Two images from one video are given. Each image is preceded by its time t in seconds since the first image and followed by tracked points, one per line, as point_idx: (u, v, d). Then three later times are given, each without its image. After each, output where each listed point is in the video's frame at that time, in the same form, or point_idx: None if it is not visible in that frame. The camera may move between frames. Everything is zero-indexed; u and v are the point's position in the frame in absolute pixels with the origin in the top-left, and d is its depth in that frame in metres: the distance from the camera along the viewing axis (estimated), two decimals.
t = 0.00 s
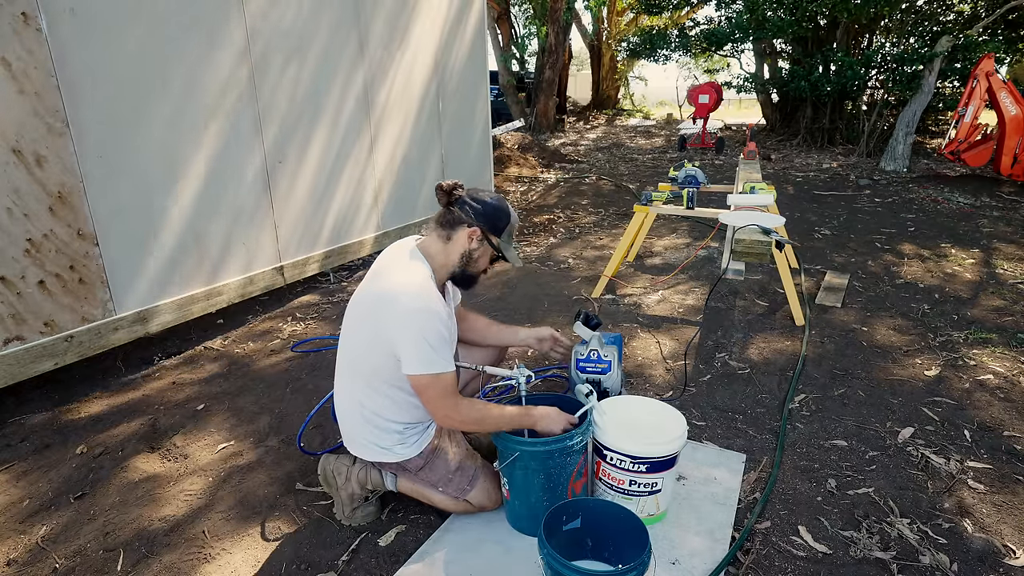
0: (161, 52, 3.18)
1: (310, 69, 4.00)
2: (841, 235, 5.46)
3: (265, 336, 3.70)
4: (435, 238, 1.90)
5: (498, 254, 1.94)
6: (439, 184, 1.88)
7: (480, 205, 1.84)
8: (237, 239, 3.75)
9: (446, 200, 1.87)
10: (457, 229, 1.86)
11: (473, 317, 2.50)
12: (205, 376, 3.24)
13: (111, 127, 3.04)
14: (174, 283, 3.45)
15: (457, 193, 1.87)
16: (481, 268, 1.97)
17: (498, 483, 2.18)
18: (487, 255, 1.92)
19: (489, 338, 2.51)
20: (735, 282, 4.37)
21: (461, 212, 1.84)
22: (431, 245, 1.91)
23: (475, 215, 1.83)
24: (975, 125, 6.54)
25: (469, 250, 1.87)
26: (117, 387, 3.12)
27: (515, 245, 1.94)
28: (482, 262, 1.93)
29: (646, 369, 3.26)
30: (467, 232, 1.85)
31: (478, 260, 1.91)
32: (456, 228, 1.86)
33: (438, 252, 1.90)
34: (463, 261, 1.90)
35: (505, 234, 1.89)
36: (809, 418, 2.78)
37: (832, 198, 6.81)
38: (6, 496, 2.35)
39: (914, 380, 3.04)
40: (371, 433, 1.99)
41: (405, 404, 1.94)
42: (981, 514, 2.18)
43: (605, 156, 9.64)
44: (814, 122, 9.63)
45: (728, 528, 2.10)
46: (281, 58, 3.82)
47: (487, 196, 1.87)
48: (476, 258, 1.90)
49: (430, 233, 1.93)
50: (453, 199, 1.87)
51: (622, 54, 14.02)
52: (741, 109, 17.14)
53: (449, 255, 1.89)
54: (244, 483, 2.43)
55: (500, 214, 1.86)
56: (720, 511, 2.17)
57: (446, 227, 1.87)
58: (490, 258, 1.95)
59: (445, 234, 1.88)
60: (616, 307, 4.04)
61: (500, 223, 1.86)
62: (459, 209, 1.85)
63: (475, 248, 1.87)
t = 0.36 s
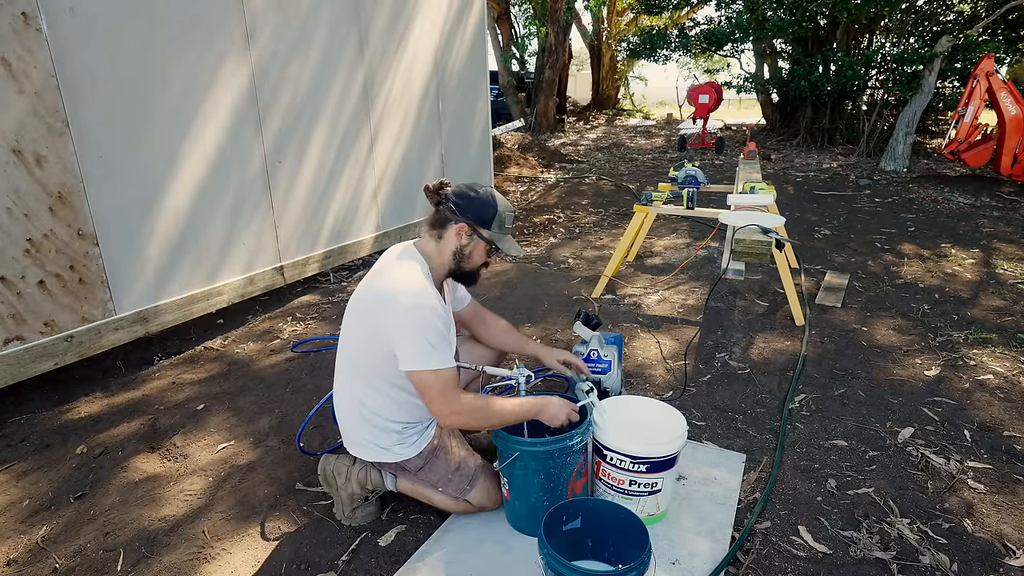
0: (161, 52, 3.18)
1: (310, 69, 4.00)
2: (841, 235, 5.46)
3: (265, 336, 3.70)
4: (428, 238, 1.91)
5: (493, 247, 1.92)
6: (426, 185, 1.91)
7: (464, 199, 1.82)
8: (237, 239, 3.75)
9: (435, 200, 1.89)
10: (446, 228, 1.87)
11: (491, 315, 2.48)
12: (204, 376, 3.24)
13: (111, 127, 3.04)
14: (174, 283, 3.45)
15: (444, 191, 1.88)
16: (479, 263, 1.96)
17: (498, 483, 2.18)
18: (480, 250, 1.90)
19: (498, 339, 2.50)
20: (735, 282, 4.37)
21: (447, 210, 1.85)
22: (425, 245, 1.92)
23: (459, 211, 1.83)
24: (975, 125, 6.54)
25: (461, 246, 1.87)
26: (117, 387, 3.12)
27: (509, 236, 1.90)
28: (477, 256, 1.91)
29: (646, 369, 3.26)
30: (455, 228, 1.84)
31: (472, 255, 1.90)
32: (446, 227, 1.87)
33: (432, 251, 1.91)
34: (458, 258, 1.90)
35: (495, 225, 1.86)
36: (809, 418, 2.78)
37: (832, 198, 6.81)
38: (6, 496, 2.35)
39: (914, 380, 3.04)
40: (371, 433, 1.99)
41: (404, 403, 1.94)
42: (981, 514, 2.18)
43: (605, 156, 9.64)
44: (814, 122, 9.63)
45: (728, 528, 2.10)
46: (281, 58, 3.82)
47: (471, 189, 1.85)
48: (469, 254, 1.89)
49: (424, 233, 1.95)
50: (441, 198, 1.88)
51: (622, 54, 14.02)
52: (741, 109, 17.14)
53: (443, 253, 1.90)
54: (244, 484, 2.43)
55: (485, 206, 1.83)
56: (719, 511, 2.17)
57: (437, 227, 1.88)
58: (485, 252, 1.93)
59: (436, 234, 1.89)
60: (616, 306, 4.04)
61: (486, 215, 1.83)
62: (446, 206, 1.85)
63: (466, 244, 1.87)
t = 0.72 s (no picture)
0: (162, 51, 3.18)
1: (310, 69, 4.00)
2: (841, 235, 5.46)
3: (265, 336, 3.70)
4: (433, 235, 1.92)
5: (496, 247, 1.92)
6: (434, 184, 1.93)
7: (470, 198, 1.83)
8: (238, 239, 3.75)
9: (442, 198, 1.90)
10: (451, 225, 1.88)
11: (501, 317, 2.48)
12: (204, 376, 3.24)
13: (111, 126, 3.03)
14: (174, 283, 3.45)
15: (452, 191, 1.90)
16: (482, 263, 1.96)
17: (498, 483, 2.18)
18: (484, 249, 1.90)
19: (503, 340, 2.50)
20: (735, 282, 4.37)
21: (452, 209, 1.86)
22: (432, 242, 1.93)
23: (464, 209, 1.84)
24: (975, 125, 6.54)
25: (464, 244, 1.87)
26: (117, 387, 3.12)
27: (513, 236, 1.90)
28: (480, 255, 1.91)
29: (646, 369, 3.26)
30: (460, 226, 1.85)
31: (475, 253, 1.90)
32: (451, 225, 1.88)
33: (438, 248, 1.91)
34: (461, 256, 1.91)
35: (499, 223, 1.86)
36: (809, 418, 2.78)
37: (832, 198, 6.81)
38: (6, 496, 2.35)
39: (914, 380, 3.04)
40: (373, 431, 1.99)
41: (408, 401, 1.94)
42: (981, 514, 2.18)
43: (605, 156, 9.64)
44: (814, 122, 9.63)
45: (729, 528, 2.10)
46: (281, 57, 3.82)
47: (477, 189, 1.86)
48: (472, 252, 1.89)
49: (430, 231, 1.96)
50: (448, 197, 1.89)
51: (622, 55, 14.02)
52: (741, 109, 17.14)
53: (448, 250, 1.90)
54: (245, 483, 2.43)
55: (490, 205, 1.84)
56: (720, 511, 2.17)
57: (443, 224, 1.89)
58: (489, 251, 1.93)
59: (441, 231, 1.90)
60: (616, 307, 4.04)
61: (490, 214, 1.84)
62: (452, 204, 1.86)
63: (470, 242, 1.87)
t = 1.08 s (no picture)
0: (162, 51, 3.18)
1: (310, 69, 4.00)
2: (841, 235, 5.46)
3: (265, 336, 3.70)
4: (437, 235, 1.92)
5: (499, 248, 1.92)
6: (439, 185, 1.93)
7: (475, 200, 1.84)
8: (238, 239, 3.75)
9: (446, 200, 1.91)
10: (455, 225, 1.88)
11: (501, 315, 2.47)
12: (204, 376, 3.24)
13: (111, 126, 3.03)
14: (173, 283, 3.45)
15: (456, 193, 1.91)
16: (484, 264, 1.96)
17: (498, 483, 2.18)
18: (487, 250, 1.90)
19: (504, 339, 2.49)
20: (735, 282, 4.37)
21: (458, 210, 1.86)
22: (435, 242, 1.93)
23: (469, 211, 1.84)
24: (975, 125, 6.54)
25: (469, 245, 1.88)
26: (117, 387, 3.12)
27: (517, 238, 1.90)
28: (483, 256, 1.92)
29: (646, 369, 3.26)
30: (465, 227, 1.85)
31: (478, 254, 1.90)
32: (455, 225, 1.88)
33: (441, 247, 1.91)
34: (465, 257, 1.91)
35: (503, 225, 1.86)
36: (809, 418, 2.78)
37: (832, 198, 6.81)
38: (6, 496, 2.35)
39: (914, 380, 3.04)
40: (373, 430, 1.99)
41: (409, 399, 1.94)
42: (982, 514, 2.18)
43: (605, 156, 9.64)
44: (814, 121, 9.63)
45: (729, 528, 2.10)
46: (281, 57, 3.82)
47: (482, 192, 1.86)
48: (475, 253, 1.89)
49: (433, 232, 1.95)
50: (453, 199, 1.90)
51: (622, 55, 14.02)
52: (741, 109, 17.14)
53: (451, 250, 1.90)
54: (245, 483, 2.43)
55: (495, 207, 1.84)
56: (720, 511, 2.17)
57: (447, 225, 1.89)
58: (491, 253, 1.93)
59: (445, 231, 1.90)
60: (616, 307, 4.04)
61: (495, 216, 1.84)
62: (458, 205, 1.87)
63: (474, 243, 1.87)
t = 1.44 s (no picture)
0: (162, 51, 3.18)
1: (309, 69, 4.00)
2: (841, 235, 5.46)
3: (264, 336, 3.70)
4: (436, 234, 1.92)
5: (498, 247, 1.92)
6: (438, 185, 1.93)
7: (474, 199, 1.84)
8: (238, 239, 3.75)
9: (445, 200, 1.91)
10: (454, 225, 1.87)
11: (501, 315, 2.48)
12: (204, 376, 3.24)
13: (111, 126, 3.03)
14: (173, 283, 3.45)
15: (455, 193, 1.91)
16: (483, 263, 1.96)
17: (498, 483, 2.18)
18: (486, 249, 1.91)
19: (504, 339, 2.49)
20: (735, 282, 4.37)
21: (457, 209, 1.86)
22: (434, 242, 1.93)
23: (468, 210, 1.84)
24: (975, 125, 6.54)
25: (468, 244, 1.87)
26: (117, 387, 3.12)
27: (515, 237, 1.90)
28: (482, 255, 1.92)
29: (646, 369, 3.26)
30: (464, 226, 1.85)
31: (477, 253, 1.90)
32: (454, 224, 1.88)
33: (440, 246, 1.91)
34: (464, 256, 1.91)
35: (502, 225, 1.86)
36: (809, 418, 2.77)
37: (833, 198, 6.81)
38: (6, 496, 2.35)
39: (914, 380, 3.04)
40: (373, 429, 1.99)
41: (409, 398, 1.94)
42: (981, 514, 2.18)
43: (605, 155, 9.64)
44: (814, 121, 9.63)
45: (728, 528, 2.10)
46: (281, 57, 3.82)
47: (482, 192, 1.86)
48: (474, 252, 1.89)
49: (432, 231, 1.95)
50: (452, 199, 1.90)
51: (622, 55, 14.02)
52: (741, 109, 17.14)
53: (450, 249, 1.90)
54: (245, 484, 2.43)
55: (494, 206, 1.84)
56: (719, 511, 2.17)
57: (446, 224, 1.89)
58: (491, 252, 1.93)
59: (444, 230, 1.90)
60: (616, 306, 4.04)
61: (494, 215, 1.84)
62: (457, 204, 1.86)
63: (473, 242, 1.87)
